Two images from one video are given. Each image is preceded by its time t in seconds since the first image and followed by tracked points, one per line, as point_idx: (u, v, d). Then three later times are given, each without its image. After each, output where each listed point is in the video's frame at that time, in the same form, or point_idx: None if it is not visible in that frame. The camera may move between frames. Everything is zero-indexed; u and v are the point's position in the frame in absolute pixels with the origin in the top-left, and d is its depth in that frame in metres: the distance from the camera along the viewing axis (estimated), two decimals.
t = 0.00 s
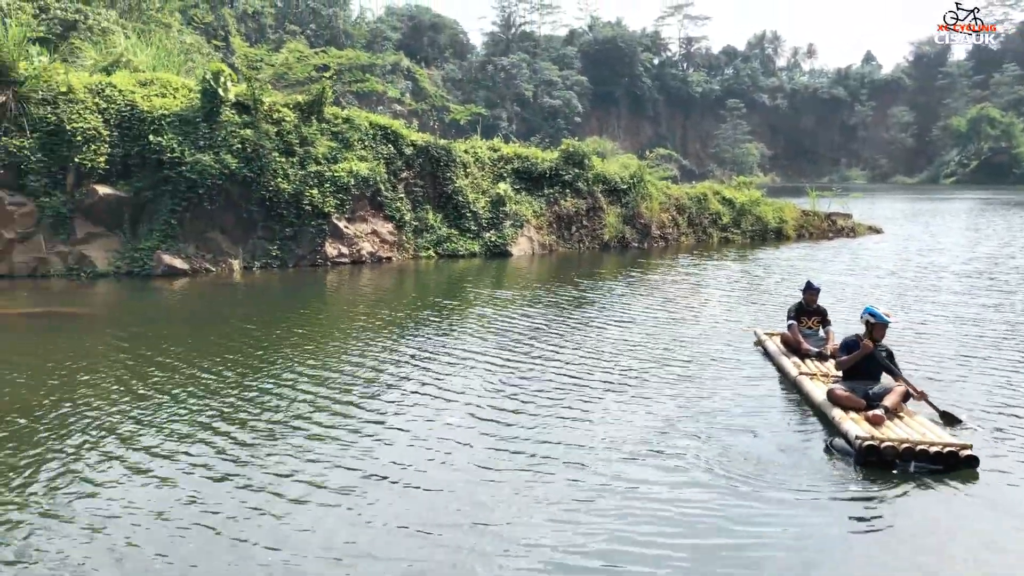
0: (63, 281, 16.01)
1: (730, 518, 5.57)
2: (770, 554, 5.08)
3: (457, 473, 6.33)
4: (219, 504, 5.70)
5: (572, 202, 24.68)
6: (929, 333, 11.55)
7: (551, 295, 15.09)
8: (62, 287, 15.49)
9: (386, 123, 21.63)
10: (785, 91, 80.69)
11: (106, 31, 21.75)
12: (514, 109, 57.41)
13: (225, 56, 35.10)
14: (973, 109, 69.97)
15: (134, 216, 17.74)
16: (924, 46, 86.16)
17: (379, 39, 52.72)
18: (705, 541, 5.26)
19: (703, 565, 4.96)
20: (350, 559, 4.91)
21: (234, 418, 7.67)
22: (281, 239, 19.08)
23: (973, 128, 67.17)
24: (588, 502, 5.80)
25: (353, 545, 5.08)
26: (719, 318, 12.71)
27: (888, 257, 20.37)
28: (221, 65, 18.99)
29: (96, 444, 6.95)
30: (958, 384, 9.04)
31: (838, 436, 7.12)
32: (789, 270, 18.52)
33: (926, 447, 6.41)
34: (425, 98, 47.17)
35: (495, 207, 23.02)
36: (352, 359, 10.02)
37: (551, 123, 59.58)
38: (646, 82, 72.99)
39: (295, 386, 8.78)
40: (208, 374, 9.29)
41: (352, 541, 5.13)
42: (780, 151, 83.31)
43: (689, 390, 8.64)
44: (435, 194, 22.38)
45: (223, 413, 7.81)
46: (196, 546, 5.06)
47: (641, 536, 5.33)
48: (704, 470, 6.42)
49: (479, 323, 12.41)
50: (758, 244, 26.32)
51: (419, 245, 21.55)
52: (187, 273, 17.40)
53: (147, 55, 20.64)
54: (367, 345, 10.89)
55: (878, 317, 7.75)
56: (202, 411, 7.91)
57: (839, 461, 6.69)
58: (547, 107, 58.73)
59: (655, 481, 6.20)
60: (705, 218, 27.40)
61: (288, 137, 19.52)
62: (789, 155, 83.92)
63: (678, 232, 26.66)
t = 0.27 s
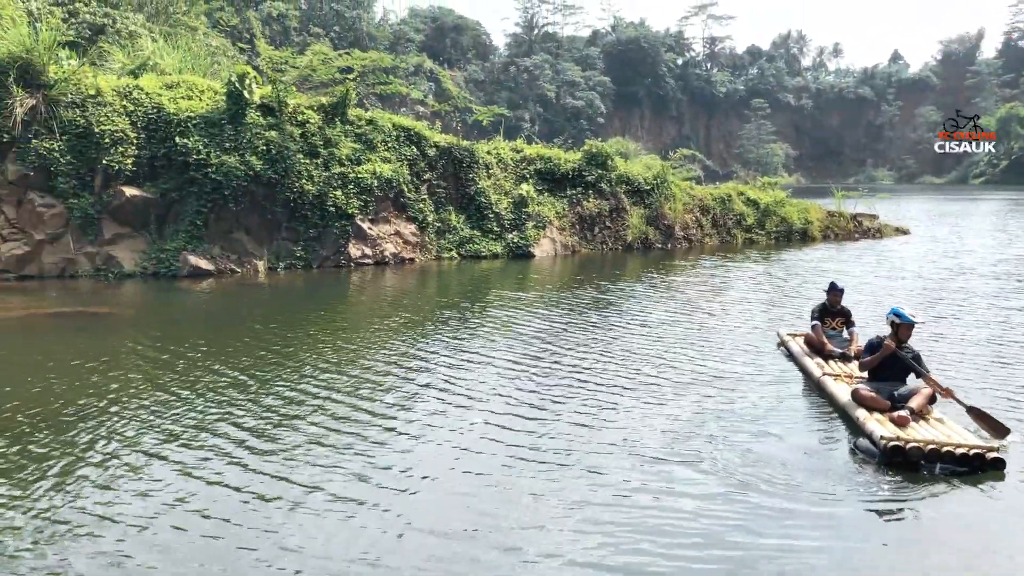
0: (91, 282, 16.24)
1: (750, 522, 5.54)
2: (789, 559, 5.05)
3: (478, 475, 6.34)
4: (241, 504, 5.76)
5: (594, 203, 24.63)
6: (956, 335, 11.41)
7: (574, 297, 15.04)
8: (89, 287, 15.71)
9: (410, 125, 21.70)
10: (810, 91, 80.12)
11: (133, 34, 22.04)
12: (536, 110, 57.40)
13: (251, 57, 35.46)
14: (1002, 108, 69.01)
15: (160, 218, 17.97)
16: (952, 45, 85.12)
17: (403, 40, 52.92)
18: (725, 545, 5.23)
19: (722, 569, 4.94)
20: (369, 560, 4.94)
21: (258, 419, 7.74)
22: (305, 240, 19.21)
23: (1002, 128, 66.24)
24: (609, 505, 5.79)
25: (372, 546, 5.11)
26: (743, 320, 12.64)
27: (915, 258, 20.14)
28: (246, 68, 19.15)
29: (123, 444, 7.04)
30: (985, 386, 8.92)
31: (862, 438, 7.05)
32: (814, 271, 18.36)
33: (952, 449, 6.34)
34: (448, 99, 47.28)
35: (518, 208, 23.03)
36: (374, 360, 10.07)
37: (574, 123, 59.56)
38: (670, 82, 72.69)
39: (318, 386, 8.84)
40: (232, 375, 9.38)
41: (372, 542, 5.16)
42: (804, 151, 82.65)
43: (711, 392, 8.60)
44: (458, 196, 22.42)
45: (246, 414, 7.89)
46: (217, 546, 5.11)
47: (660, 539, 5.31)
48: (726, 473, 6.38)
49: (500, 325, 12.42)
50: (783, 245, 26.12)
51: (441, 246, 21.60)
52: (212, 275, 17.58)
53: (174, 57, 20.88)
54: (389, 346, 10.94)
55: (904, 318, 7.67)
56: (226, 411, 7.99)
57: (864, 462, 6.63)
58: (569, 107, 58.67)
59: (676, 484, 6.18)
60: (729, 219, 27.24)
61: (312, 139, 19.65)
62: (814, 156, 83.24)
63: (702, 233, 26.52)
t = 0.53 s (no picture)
0: (89, 280, 16.23)
1: (748, 522, 5.53)
2: (787, 559, 5.05)
3: (476, 474, 6.35)
4: (238, 502, 5.76)
5: (593, 204, 24.64)
6: (954, 336, 11.43)
7: (573, 297, 15.04)
8: (88, 286, 15.70)
9: (409, 124, 21.72)
10: (809, 92, 80.25)
11: (133, 32, 22.07)
12: (536, 110, 57.44)
13: (251, 57, 35.51)
14: (1001, 110, 69.08)
15: (159, 217, 17.98)
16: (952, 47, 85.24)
17: (403, 40, 52.93)
18: (723, 543, 5.23)
19: (720, 567, 4.95)
20: (366, 558, 4.95)
21: (254, 417, 7.75)
22: (304, 239, 19.22)
23: (1001, 129, 66.28)
24: (608, 505, 5.78)
25: (369, 544, 5.12)
26: (741, 321, 12.66)
27: (913, 259, 20.17)
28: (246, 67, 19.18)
29: (119, 442, 7.05)
30: (983, 385, 8.94)
31: (858, 437, 7.08)
32: (812, 272, 18.39)
33: (947, 448, 6.37)
34: (447, 99, 47.31)
35: (517, 207, 23.04)
36: (370, 360, 10.09)
37: (573, 124, 59.63)
38: (669, 83, 72.72)
39: (314, 386, 8.85)
40: (228, 373, 9.39)
41: (370, 541, 5.17)
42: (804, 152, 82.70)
43: (709, 392, 8.62)
44: (457, 195, 22.43)
45: (242, 413, 7.90)
46: (215, 544, 5.12)
47: (659, 539, 5.31)
48: (724, 473, 6.38)
49: (497, 324, 12.44)
50: (781, 246, 26.14)
51: (440, 245, 21.60)
52: (211, 273, 17.57)
53: (174, 56, 20.90)
54: (386, 345, 10.95)
55: (899, 318, 7.69)
56: (222, 409, 8.01)
57: (859, 461, 6.66)
58: (569, 108, 58.74)
59: (674, 483, 6.18)
60: (728, 220, 27.26)
61: (311, 138, 19.66)
62: (813, 157, 83.31)
63: (701, 234, 26.53)
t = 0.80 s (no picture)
0: (66, 282, 16.09)
1: (726, 519, 5.56)
2: (767, 556, 5.06)
3: (457, 474, 6.33)
4: (216, 505, 5.70)
5: (575, 206, 24.71)
6: (931, 336, 11.55)
7: (554, 299, 15.06)
8: (64, 288, 15.57)
9: (390, 125, 21.69)
10: (788, 95, 80.88)
11: (111, 32, 21.90)
12: (518, 112, 57.53)
13: (230, 58, 35.33)
14: (977, 114, 69.94)
15: (138, 218, 17.86)
16: (928, 51, 86.25)
17: (384, 41, 52.81)
18: (704, 541, 5.23)
19: (696, 562, 4.99)
20: (344, 557, 4.95)
21: (232, 419, 7.73)
22: (284, 240, 19.14)
23: (977, 133, 67.09)
24: (589, 504, 5.78)
25: (348, 543, 5.12)
26: (720, 322, 12.72)
27: (889, 261, 20.40)
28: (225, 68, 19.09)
29: (95, 444, 7.01)
30: (958, 384, 9.04)
31: (833, 435, 7.16)
32: (791, 273, 18.54)
33: (919, 445, 6.46)
34: (429, 100, 47.29)
35: (498, 209, 23.05)
36: (350, 361, 10.07)
37: (555, 126, 59.76)
38: (650, 86, 73.03)
39: (293, 387, 8.83)
40: (207, 375, 9.36)
41: (350, 543, 5.12)
42: (783, 155, 83.33)
43: (687, 392, 8.67)
44: (439, 197, 22.41)
45: (221, 415, 7.88)
46: (192, 546, 5.07)
47: (640, 538, 5.30)
48: (703, 471, 6.40)
49: (477, 326, 12.45)
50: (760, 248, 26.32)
51: (421, 247, 21.58)
52: (190, 275, 17.49)
53: (153, 56, 20.76)
54: (366, 347, 10.94)
55: (873, 318, 7.79)
56: (200, 411, 7.98)
57: (835, 458, 6.74)
58: (550, 110, 58.89)
59: (654, 482, 6.18)
60: (708, 222, 27.42)
61: (291, 139, 19.59)
62: (792, 160, 83.96)
63: (681, 236, 26.66)
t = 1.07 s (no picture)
0: (26, 284, 15.79)
1: (690, 519, 5.61)
2: (735, 561, 5.05)
3: (423, 479, 6.27)
4: (176, 513, 5.58)
5: (544, 207, 24.74)
6: (894, 336, 11.69)
7: (523, 300, 15.05)
8: (24, 289, 15.25)
9: (358, 126, 21.55)
10: (755, 98, 81.75)
11: (72, 29, 21.51)
12: (487, 113, 57.56)
13: (195, 56, 34.92)
14: (939, 117, 71.20)
15: (101, 218, 17.58)
16: (891, 55, 87.70)
17: (352, 41, 52.53)
18: (668, 542, 5.27)
19: (660, 562, 5.02)
20: (307, 562, 4.90)
21: (197, 422, 7.63)
22: (250, 241, 18.96)
23: (939, 135, 68.34)
24: (557, 509, 5.74)
25: (313, 548, 5.09)
26: (687, 323, 12.78)
27: (853, 262, 20.70)
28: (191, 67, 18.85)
29: (55, 448, 6.88)
30: (921, 384, 9.15)
31: (797, 434, 7.25)
32: (757, 274, 18.72)
33: (880, 442, 6.57)
34: (397, 101, 47.11)
35: (468, 210, 22.97)
36: (317, 363, 9.98)
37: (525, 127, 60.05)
38: (619, 88, 73.35)
39: (259, 389, 8.74)
40: (172, 378, 9.23)
41: (315, 552, 5.03)
42: (750, 157, 84.21)
43: (654, 392, 8.70)
44: (407, 197, 22.29)
45: (185, 417, 7.77)
46: (153, 552, 5.00)
47: (608, 543, 5.27)
48: (670, 473, 6.40)
49: (448, 328, 12.39)
50: (727, 249, 26.56)
51: (390, 248, 21.47)
52: (154, 277, 17.25)
53: (115, 54, 20.43)
54: (334, 349, 10.84)
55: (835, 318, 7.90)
56: (164, 414, 7.87)
57: (798, 456, 6.82)
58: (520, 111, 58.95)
59: (622, 485, 6.17)
60: (676, 223, 27.60)
61: (258, 139, 19.40)
62: (758, 161, 84.86)
63: (649, 237, 26.81)
